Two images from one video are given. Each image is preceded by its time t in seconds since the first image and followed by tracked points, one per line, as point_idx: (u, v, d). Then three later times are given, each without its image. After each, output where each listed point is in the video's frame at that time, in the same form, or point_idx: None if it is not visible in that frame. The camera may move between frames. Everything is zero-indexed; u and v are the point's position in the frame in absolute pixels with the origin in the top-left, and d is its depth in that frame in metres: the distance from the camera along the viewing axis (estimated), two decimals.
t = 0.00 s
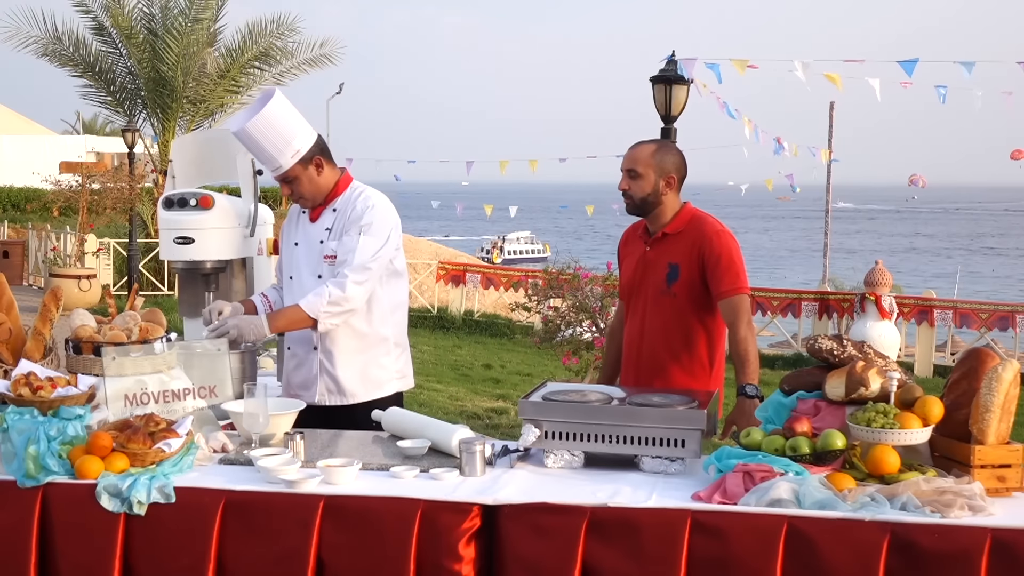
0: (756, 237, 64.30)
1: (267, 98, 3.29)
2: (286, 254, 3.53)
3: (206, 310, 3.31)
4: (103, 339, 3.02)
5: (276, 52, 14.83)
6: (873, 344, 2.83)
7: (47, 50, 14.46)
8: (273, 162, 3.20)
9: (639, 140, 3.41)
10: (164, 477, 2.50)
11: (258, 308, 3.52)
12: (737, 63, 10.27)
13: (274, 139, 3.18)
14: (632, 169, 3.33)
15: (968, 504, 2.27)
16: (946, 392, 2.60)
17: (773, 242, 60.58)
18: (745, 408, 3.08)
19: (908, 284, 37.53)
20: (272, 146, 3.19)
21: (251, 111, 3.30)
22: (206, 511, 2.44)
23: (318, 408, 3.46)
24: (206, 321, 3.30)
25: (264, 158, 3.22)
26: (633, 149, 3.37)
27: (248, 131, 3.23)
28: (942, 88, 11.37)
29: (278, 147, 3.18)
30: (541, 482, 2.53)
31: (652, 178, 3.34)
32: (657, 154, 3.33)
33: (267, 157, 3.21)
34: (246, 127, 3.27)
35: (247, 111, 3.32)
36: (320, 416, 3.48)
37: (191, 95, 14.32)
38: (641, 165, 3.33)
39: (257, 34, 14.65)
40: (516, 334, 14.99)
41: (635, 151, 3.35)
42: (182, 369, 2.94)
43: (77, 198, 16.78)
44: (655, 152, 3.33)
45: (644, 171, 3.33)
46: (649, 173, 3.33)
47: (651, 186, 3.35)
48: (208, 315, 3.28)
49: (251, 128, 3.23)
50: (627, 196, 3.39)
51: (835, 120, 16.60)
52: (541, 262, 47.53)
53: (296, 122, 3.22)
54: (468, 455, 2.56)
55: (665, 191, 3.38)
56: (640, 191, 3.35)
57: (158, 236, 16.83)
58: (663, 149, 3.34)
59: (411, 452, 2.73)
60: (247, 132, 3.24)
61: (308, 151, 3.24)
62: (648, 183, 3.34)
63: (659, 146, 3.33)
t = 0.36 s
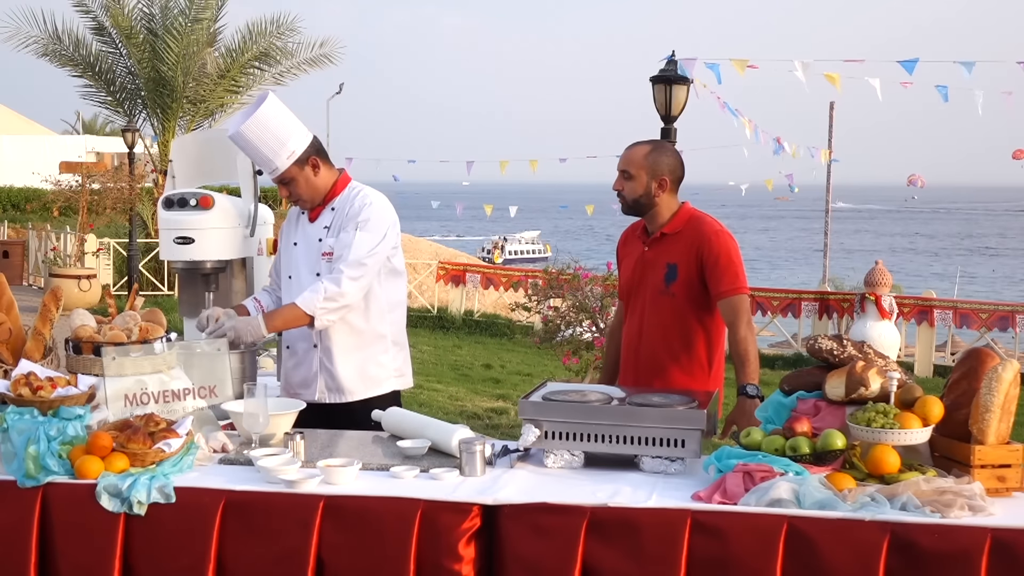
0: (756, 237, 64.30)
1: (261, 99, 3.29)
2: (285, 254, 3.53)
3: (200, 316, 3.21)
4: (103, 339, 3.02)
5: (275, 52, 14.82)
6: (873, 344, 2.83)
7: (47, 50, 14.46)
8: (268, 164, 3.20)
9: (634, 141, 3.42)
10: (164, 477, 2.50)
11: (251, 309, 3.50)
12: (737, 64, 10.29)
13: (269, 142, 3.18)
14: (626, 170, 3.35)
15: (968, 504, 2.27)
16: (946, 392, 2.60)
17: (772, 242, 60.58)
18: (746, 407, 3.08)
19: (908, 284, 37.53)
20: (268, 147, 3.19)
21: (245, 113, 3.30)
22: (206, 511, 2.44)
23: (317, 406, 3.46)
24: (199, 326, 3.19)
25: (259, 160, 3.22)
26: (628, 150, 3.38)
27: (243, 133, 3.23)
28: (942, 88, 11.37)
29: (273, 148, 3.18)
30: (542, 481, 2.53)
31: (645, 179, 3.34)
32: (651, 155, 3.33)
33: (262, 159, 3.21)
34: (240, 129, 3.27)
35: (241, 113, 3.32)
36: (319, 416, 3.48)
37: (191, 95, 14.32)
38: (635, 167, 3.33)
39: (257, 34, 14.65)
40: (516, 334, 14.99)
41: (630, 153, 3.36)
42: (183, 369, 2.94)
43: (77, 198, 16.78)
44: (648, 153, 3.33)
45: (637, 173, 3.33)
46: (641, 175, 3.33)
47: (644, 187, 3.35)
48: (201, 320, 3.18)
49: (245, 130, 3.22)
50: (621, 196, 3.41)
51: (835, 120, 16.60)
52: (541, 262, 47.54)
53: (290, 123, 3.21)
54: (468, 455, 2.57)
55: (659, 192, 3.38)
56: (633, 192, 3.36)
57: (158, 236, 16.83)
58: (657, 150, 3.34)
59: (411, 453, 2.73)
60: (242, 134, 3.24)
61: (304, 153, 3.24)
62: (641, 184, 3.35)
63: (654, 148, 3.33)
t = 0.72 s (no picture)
0: (756, 237, 64.31)
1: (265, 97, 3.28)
2: (285, 254, 3.53)
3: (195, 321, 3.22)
4: (103, 339, 3.02)
5: (275, 52, 14.82)
6: (873, 345, 2.83)
7: (47, 50, 14.46)
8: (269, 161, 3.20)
9: (635, 141, 3.42)
10: (164, 477, 2.50)
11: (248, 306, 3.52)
12: (737, 63, 10.28)
13: (271, 140, 3.18)
14: (627, 170, 3.34)
15: (968, 504, 2.27)
16: (946, 392, 2.60)
17: (772, 242, 60.59)
18: (746, 407, 3.08)
19: (908, 284, 37.53)
20: (269, 145, 3.18)
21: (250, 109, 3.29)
22: (206, 511, 2.44)
23: (314, 406, 3.45)
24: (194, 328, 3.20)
25: (261, 157, 3.22)
26: (628, 150, 3.38)
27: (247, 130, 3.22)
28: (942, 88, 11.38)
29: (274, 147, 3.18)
30: (541, 481, 2.53)
31: (645, 179, 3.34)
32: (651, 155, 3.33)
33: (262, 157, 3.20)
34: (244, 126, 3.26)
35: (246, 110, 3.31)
36: (317, 416, 3.47)
37: (191, 95, 14.32)
38: (635, 167, 3.33)
39: (257, 34, 14.65)
40: (516, 334, 14.99)
41: (630, 154, 3.36)
42: (182, 369, 2.94)
43: (77, 198, 16.78)
44: (649, 153, 3.33)
45: (638, 173, 3.33)
46: (642, 175, 3.33)
47: (645, 187, 3.35)
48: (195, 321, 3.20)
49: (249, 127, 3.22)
50: (622, 196, 3.40)
51: (835, 120, 16.61)
52: (541, 262, 47.56)
53: (292, 122, 3.21)
54: (468, 455, 2.57)
55: (660, 192, 3.38)
56: (634, 192, 3.36)
57: (158, 236, 16.83)
58: (658, 150, 3.33)
59: (411, 453, 2.73)
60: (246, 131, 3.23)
61: (305, 151, 3.24)
62: (641, 185, 3.34)
63: (654, 148, 3.33)
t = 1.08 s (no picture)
0: (756, 237, 64.30)
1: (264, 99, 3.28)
2: (284, 255, 3.52)
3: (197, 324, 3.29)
4: (103, 339, 3.02)
5: (276, 52, 14.82)
6: (873, 345, 2.83)
7: (47, 50, 14.46)
8: (269, 163, 3.20)
9: (635, 142, 3.42)
10: (164, 477, 2.50)
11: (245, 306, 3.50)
12: (737, 63, 10.28)
13: (271, 142, 3.18)
14: (628, 171, 3.34)
15: (968, 504, 2.27)
16: (946, 392, 2.60)
17: (772, 242, 60.59)
18: (747, 407, 3.08)
19: (908, 284, 37.53)
20: (269, 146, 3.18)
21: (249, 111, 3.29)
22: (206, 511, 2.44)
23: (313, 406, 3.45)
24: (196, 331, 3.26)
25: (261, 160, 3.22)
26: (629, 151, 3.38)
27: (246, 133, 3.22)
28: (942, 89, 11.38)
29: (274, 149, 3.18)
30: (541, 481, 2.53)
31: (647, 180, 3.34)
32: (653, 155, 3.32)
33: (262, 159, 3.20)
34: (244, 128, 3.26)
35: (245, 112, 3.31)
36: (317, 416, 3.47)
37: (191, 95, 14.33)
38: (637, 168, 3.33)
39: (257, 34, 14.64)
40: (516, 334, 14.99)
41: (631, 154, 3.36)
42: (182, 369, 2.94)
43: (77, 198, 16.78)
44: (651, 154, 3.32)
45: (640, 174, 3.33)
46: (644, 175, 3.33)
47: (647, 188, 3.35)
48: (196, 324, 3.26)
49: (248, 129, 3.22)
50: (623, 198, 3.40)
51: (835, 120, 16.61)
52: (542, 262, 47.57)
53: (291, 123, 3.21)
54: (468, 455, 2.56)
55: (662, 192, 3.38)
56: (636, 193, 3.35)
57: (158, 236, 16.83)
58: (659, 150, 3.33)
59: (411, 453, 2.73)
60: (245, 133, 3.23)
61: (305, 152, 3.25)
62: (644, 185, 3.34)
63: (655, 148, 3.33)
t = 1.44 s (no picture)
0: (756, 237, 64.30)
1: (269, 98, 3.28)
2: (283, 254, 3.52)
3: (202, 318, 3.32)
4: (103, 339, 3.02)
5: (276, 52, 14.81)
6: (873, 344, 2.83)
7: (47, 50, 14.46)
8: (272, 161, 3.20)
9: (635, 143, 3.41)
10: (164, 477, 2.50)
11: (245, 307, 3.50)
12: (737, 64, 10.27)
13: (275, 140, 3.18)
14: (629, 172, 3.33)
15: (968, 504, 2.27)
16: (946, 392, 2.60)
17: (772, 241, 60.60)
18: (747, 407, 3.08)
19: (908, 284, 37.53)
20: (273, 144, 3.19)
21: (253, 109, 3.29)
22: (206, 511, 2.44)
23: (312, 406, 3.45)
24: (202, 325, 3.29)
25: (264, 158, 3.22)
26: (629, 151, 3.37)
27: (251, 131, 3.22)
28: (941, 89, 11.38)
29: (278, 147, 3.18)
30: (542, 481, 2.53)
31: (648, 180, 3.34)
32: (653, 156, 3.32)
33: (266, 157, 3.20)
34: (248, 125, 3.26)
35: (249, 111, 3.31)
36: (316, 416, 3.47)
37: (191, 95, 14.33)
38: (637, 168, 3.33)
39: (257, 34, 14.64)
40: (515, 334, 14.99)
41: (631, 155, 3.35)
42: (183, 369, 2.94)
43: (77, 198, 16.78)
44: (651, 154, 3.32)
45: (641, 174, 3.33)
46: (645, 176, 3.33)
47: (648, 188, 3.34)
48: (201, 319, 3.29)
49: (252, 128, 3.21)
50: (624, 199, 3.39)
51: (835, 120, 16.61)
52: (542, 263, 47.59)
53: (295, 123, 3.21)
54: (468, 455, 2.56)
55: (663, 192, 3.38)
56: (636, 194, 3.35)
57: (158, 236, 16.82)
58: (659, 151, 3.33)
59: (411, 453, 2.73)
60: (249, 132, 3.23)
61: (309, 151, 3.25)
62: (644, 186, 3.34)
63: (655, 149, 3.33)
